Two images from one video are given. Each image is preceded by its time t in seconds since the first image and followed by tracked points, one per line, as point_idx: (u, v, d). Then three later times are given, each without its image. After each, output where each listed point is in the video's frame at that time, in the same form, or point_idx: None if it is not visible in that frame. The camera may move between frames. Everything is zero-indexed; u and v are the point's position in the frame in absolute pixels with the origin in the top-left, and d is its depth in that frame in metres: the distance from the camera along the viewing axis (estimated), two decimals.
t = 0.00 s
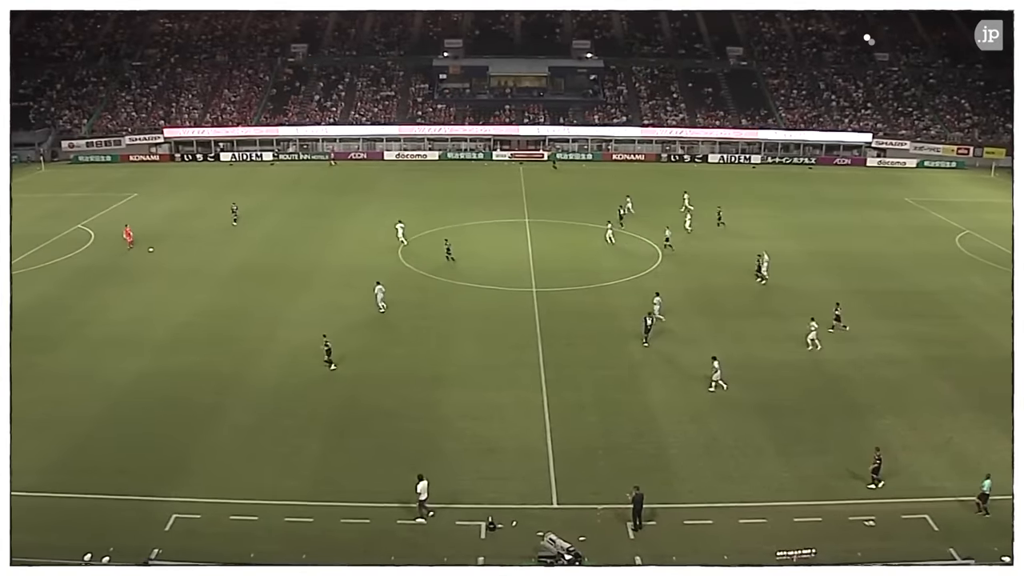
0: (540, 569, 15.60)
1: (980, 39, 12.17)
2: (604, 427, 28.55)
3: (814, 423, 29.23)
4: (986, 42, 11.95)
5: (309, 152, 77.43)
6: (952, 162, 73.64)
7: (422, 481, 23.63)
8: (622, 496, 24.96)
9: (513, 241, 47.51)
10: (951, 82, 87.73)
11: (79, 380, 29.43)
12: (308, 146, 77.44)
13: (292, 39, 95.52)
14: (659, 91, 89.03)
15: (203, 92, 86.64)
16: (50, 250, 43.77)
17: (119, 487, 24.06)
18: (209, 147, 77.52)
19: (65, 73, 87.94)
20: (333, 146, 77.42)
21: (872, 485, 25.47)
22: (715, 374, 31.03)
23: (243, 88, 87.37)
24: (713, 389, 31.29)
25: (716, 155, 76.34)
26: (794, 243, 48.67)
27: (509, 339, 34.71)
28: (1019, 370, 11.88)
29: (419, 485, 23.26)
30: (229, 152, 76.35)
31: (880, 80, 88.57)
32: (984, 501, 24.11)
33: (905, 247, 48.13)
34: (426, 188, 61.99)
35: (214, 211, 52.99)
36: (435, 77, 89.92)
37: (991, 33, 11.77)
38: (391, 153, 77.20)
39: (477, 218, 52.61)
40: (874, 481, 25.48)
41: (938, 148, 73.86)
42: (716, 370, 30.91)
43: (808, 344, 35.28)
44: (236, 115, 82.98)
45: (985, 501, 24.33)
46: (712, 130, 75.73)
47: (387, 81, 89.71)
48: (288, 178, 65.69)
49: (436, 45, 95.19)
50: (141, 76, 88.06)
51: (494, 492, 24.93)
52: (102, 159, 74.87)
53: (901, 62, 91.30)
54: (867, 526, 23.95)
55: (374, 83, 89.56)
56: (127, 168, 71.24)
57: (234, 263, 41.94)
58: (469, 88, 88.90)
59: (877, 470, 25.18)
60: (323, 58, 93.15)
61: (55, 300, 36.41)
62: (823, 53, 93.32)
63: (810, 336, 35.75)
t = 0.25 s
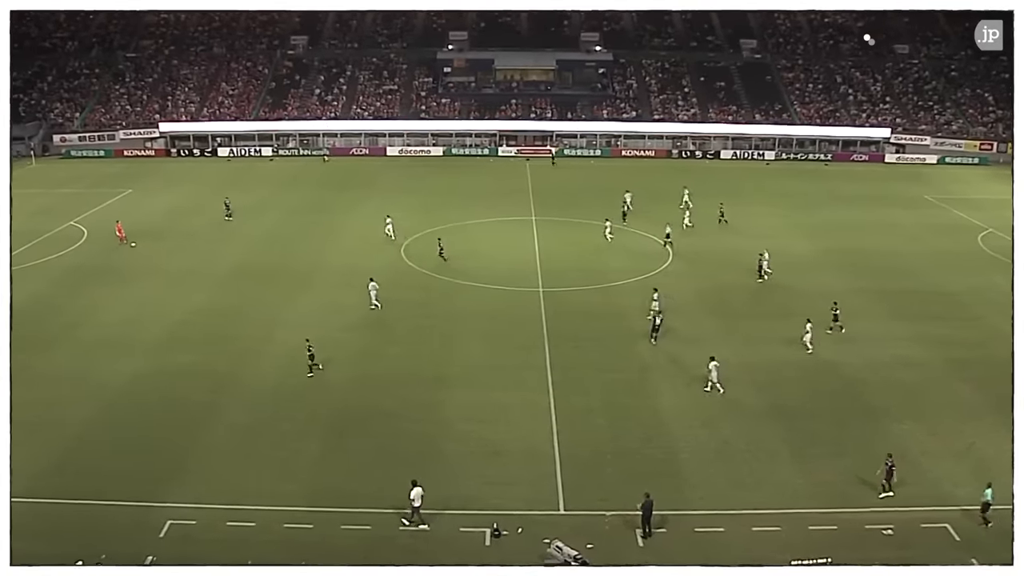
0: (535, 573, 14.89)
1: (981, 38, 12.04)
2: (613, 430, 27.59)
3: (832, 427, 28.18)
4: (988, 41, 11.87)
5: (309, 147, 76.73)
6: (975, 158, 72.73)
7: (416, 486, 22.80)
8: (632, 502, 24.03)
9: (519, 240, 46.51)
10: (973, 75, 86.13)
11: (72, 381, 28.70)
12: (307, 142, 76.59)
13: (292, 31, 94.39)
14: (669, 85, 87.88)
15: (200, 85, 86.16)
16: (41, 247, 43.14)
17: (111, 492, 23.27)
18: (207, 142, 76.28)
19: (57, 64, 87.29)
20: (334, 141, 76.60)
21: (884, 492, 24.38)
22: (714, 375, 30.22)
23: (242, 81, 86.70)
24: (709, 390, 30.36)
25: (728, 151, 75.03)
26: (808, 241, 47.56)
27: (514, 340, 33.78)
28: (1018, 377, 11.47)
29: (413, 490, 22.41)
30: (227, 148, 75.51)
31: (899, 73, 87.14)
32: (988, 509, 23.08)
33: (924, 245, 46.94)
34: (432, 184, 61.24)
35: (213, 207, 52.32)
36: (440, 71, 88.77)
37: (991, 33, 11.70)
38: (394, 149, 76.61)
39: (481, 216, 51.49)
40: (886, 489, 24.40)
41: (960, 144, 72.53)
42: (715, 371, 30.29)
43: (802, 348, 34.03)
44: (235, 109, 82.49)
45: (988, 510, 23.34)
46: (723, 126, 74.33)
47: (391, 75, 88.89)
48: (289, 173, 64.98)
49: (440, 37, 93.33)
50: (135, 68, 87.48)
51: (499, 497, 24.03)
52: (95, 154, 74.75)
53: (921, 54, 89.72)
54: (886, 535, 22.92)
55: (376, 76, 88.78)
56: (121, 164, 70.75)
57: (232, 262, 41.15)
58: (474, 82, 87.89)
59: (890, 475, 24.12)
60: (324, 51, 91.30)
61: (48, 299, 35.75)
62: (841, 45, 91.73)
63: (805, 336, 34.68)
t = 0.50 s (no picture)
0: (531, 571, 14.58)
1: (980, 38, 12.29)
2: (624, 433, 27.11)
3: (847, 430, 27.62)
4: (987, 41, 12.14)
5: (317, 144, 76.40)
6: (993, 156, 71.82)
7: (416, 488, 22.39)
8: (643, 505, 23.57)
9: (529, 239, 46.02)
10: (993, 71, 85.09)
11: (76, 381, 28.43)
12: (315, 138, 76.19)
13: (298, 25, 93.52)
14: (682, 82, 87.27)
15: (205, 81, 86.48)
16: (44, 245, 42.95)
17: (114, 493, 22.94)
18: (212, 139, 75.73)
19: (61, 59, 87.29)
20: (341, 138, 76.17)
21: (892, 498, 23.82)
22: (711, 374, 29.93)
23: (249, 78, 86.62)
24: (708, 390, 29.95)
25: (742, 150, 74.40)
26: (823, 241, 46.90)
27: (524, 341, 33.31)
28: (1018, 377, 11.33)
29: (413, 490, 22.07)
30: (233, 144, 75.39)
31: (917, 70, 86.23)
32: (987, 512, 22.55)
33: (941, 246, 46.25)
34: (442, 182, 60.94)
35: (218, 205, 52.16)
36: (449, 67, 88.34)
37: (992, 34, 11.96)
38: (402, 147, 76.23)
39: (490, 215, 50.96)
40: (892, 495, 23.90)
41: (980, 142, 71.75)
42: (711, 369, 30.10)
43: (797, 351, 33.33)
44: (241, 107, 82.81)
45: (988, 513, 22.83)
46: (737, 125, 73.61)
47: (399, 71, 88.63)
48: (294, 171, 64.80)
49: (450, 34, 92.98)
50: (140, 64, 87.25)
51: (508, 500, 23.61)
52: (100, 150, 74.44)
53: (940, 51, 88.73)
54: (901, 541, 22.39)
55: (384, 72, 88.52)
56: (124, 160, 70.78)
57: (239, 260, 40.91)
58: (484, 79, 87.41)
59: (897, 483, 23.51)
60: (331, 47, 91.48)
61: (51, 298, 35.53)
62: (858, 41, 90.74)
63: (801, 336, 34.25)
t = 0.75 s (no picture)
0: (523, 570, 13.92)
1: (980, 38, 10.83)
2: (643, 438, 26.03)
3: (878, 437, 26.41)
4: (988, 41, 10.63)
5: (328, 138, 75.79)
6: None
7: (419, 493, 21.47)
8: (663, 514, 22.51)
9: (545, 237, 44.92)
10: None
11: (79, 381, 27.74)
12: (325, 133, 75.74)
13: (308, 16, 91.87)
14: (705, 75, 85.79)
15: (211, 72, 86.01)
16: (43, 241, 42.41)
17: (114, 497, 22.16)
18: (218, 133, 75.87)
19: (61, 49, 86.41)
20: (352, 133, 75.56)
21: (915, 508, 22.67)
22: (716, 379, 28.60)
23: (256, 70, 86.16)
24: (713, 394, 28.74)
25: (767, 146, 72.86)
26: (850, 240, 45.50)
27: (540, 342, 32.26)
28: None
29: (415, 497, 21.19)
30: (240, 139, 75.03)
31: (952, 62, 84.12)
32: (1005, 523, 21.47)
33: (973, 245, 44.71)
34: (457, 178, 60.12)
35: (223, 200, 51.66)
36: (463, 60, 87.45)
37: (991, 33, 10.49)
38: (415, 141, 75.26)
39: (504, 213, 49.86)
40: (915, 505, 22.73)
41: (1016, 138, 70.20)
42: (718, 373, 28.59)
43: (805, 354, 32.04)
44: (249, 99, 82.33)
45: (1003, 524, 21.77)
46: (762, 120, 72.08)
47: (412, 63, 87.83)
48: (303, 166, 64.22)
49: (465, 25, 90.68)
50: (144, 54, 86.68)
51: (523, 507, 22.63)
52: (102, 144, 74.12)
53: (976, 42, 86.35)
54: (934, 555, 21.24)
55: (397, 65, 87.78)
56: (127, 154, 70.50)
57: (246, 257, 40.20)
58: (500, 72, 86.32)
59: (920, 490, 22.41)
60: (341, 37, 89.70)
61: (50, 295, 34.93)
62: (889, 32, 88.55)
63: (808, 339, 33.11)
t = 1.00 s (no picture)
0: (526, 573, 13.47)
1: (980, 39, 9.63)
2: (658, 442, 25.38)
3: (901, 442, 25.65)
4: (988, 43, 9.43)
5: (338, 135, 75.60)
6: None
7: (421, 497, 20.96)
8: (680, 519, 21.88)
9: (559, 236, 44.38)
10: None
11: (85, 382, 27.43)
12: (336, 130, 75.57)
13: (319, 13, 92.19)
14: (722, 71, 84.93)
15: (219, 67, 86.03)
16: (48, 238, 42.32)
17: (119, 499, 21.78)
18: (227, 129, 76.12)
19: (67, 43, 86.82)
20: (363, 130, 75.35)
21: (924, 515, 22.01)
22: (718, 378, 28.08)
23: (265, 65, 85.96)
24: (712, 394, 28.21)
25: (785, 144, 71.91)
26: (870, 241, 44.65)
27: (554, 343, 31.66)
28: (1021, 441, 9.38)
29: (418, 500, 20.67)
30: (250, 135, 74.88)
31: (977, 57, 82.69)
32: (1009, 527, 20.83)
33: (997, 247, 43.75)
34: (470, 176, 59.65)
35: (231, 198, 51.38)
36: (476, 55, 87.01)
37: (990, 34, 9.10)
38: (427, 138, 74.95)
39: (517, 212, 49.32)
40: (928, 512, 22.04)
41: None
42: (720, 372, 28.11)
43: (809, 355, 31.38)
44: (258, 94, 82.11)
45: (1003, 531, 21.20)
46: (782, 118, 71.16)
47: (423, 59, 87.33)
48: (313, 163, 63.99)
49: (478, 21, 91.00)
50: (150, 49, 86.63)
51: (536, 511, 22.05)
52: (108, 139, 74.23)
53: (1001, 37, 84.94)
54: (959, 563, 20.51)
55: (408, 60, 87.33)
56: (135, 151, 70.43)
57: (255, 256, 39.88)
58: (513, 68, 85.88)
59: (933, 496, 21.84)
60: (351, 32, 89.69)
61: (55, 294, 34.69)
62: (911, 27, 87.27)
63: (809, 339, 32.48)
